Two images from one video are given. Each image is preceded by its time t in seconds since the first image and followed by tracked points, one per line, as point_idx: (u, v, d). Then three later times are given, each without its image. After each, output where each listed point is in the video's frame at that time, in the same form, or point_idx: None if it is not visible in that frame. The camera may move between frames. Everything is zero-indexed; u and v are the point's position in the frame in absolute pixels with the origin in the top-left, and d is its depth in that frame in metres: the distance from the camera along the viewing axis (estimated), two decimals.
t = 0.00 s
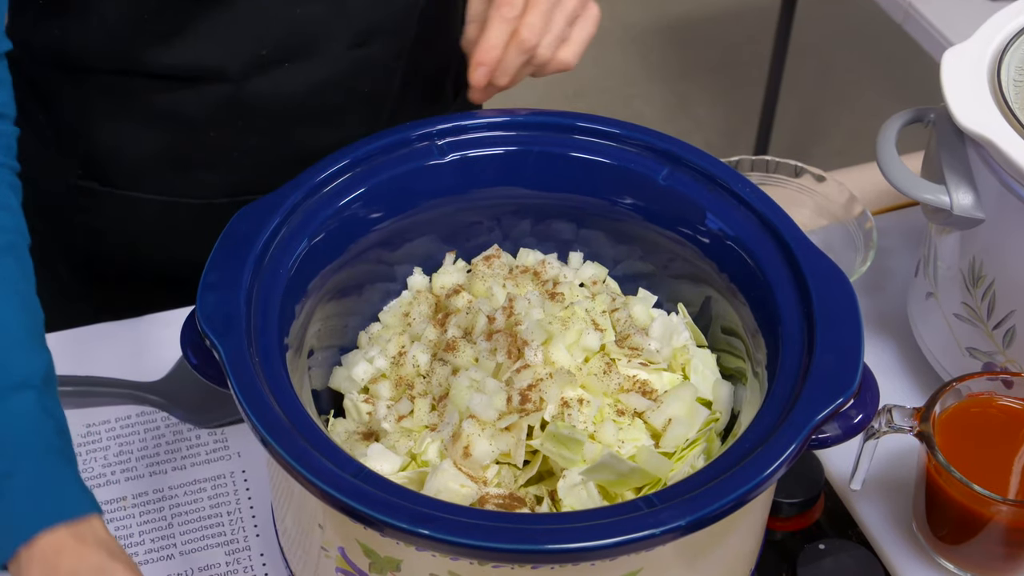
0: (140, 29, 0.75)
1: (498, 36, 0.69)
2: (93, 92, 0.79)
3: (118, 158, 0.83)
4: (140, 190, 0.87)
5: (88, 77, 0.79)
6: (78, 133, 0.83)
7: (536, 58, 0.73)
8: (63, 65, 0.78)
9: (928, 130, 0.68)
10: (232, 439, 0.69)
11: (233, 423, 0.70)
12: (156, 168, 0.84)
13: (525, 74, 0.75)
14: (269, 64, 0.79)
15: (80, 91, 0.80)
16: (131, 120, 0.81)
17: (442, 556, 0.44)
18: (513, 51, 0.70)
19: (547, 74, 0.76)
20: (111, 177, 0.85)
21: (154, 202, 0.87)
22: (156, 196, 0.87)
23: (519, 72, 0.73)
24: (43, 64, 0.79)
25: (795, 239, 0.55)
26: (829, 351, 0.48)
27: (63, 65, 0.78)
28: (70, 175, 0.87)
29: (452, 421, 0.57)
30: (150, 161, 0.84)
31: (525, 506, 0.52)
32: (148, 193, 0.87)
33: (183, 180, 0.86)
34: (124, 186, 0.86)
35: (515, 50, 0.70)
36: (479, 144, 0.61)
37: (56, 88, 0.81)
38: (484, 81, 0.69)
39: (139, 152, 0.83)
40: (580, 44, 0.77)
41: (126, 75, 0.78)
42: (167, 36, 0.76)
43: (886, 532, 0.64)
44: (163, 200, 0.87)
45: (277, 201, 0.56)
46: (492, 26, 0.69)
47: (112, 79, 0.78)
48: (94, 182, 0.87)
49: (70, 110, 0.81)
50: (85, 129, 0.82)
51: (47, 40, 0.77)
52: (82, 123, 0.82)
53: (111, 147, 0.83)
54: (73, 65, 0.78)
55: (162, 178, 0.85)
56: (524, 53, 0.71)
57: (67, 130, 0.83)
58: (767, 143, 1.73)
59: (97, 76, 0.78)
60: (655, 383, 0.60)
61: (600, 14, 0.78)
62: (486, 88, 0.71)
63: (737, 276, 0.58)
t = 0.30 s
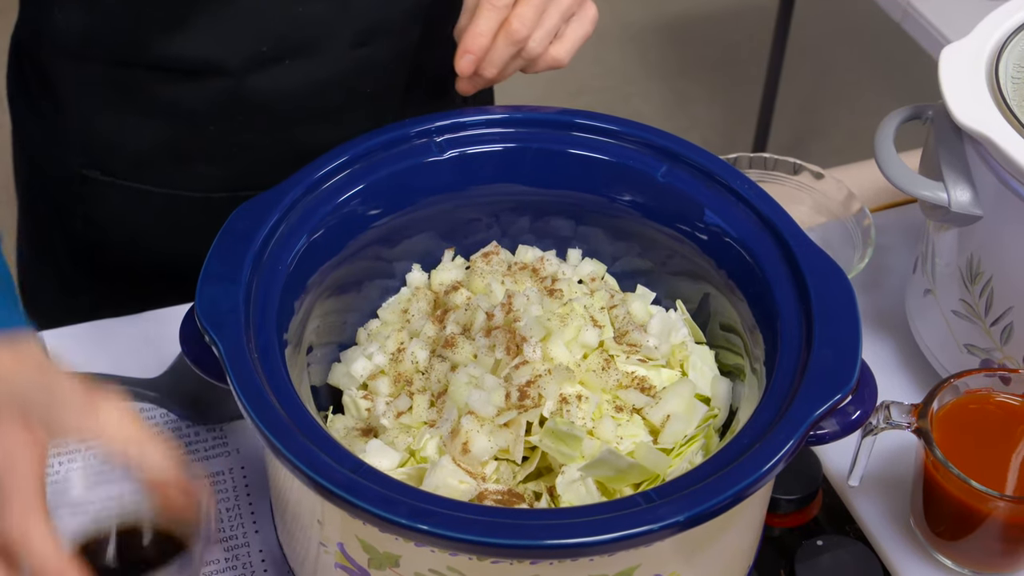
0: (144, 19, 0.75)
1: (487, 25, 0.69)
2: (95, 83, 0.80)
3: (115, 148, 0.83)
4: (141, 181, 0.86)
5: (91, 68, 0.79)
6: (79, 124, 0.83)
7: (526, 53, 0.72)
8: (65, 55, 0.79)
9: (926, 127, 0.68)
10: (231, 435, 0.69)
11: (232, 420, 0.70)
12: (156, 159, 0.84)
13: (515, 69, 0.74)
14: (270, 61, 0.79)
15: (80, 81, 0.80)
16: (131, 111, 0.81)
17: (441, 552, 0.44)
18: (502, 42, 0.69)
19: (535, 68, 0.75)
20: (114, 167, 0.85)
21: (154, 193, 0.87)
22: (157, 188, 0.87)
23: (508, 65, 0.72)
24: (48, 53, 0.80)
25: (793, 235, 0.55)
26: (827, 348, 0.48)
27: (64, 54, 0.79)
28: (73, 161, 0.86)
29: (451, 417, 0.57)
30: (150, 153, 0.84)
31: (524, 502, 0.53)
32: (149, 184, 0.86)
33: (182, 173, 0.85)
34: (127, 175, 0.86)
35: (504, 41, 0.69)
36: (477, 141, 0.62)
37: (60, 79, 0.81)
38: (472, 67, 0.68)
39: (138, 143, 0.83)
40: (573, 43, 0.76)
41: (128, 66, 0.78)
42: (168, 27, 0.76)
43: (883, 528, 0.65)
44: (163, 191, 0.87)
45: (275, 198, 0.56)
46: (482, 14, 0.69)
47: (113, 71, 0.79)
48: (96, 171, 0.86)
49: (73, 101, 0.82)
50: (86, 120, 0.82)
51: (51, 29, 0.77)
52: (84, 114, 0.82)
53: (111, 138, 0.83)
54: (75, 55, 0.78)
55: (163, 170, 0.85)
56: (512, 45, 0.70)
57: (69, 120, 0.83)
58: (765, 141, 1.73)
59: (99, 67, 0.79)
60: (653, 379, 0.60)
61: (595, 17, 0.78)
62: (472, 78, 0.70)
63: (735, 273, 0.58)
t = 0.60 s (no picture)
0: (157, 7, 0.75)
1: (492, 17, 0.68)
2: (110, 69, 0.80)
3: (130, 137, 0.84)
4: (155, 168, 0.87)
5: (107, 54, 0.79)
6: (96, 110, 0.84)
7: (532, 49, 0.72)
8: (81, 40, 0.79)
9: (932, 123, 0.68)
10: (235, 429, 0.70)
11: (236, 414, 0.71)
12: (168, 147, 0.85)
13: (520, 64, 0.73)
14: (283, 50, 0.79)
15: (94, 67, 0.81)
16: (143, 100, 0.81)
17: (446, 545, 0.45)
18: (508, 34, 0.69)
19: (539, 67, 0.75)
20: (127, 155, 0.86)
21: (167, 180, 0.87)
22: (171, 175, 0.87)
23: (512, 60, 0.72)
24: (67, 37, 0.80)
25: (798, 231, 0.55)
26: (832, 343, 0.48)
27: (80, 37, 0.79)
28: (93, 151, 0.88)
29: (456, 411, 0.57)
30: (161, 140, 0.84)
31: (528, 496, 0.53)
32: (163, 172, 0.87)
33: (193, 160, 0.86)
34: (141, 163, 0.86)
35: (508, 34, 0.69)
36: (483, 135, 0.62)
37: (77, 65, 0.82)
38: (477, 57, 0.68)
39: (151, 130, 0.83)
40: (578, 42, 0.76)
41: (140, 55, 0.78)
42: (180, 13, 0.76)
43: (887, 524, 0.65)
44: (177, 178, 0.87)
45: (281, 192, 0.56)
46: (486, 8, 0.69)
47: (127, 57, 0.79)
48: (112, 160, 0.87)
49: (90, 87, 0.82)
50: (100, 106, 0.83)
51: (71, 13, 0.78)
52: (99, 100, 0.83)
53: (123, 125, 0.83)
54: (91, 40, 0.79)
55: (174, 159, 0.86)
56: (518, 39, 0.69)
57: (87, 106, 0.84)
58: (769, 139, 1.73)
59: (113, 54, 0.79)
60: (658, 374, 0.61)
61: (604, 20, 0.79)
62: (476, 70, 0.70)
63: (740, 269, 0.58)
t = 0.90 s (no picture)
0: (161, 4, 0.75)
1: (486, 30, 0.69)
2: (115, 64, 0.80)
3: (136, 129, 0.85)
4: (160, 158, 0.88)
5: (111, 49, 0.79)
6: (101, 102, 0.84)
7: (531, 59, 0.72)
8: (91, 36, 0.79)
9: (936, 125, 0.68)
10: (240, 428, 0.70)
11: (242, 413, 0.71)
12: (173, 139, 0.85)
13: (520, 74, 0.73)
14: (287, 47, 0.79)
15: (102, 63, 0.80)
16: (150, 97, 0.81)
17: (451, 545, 0.45)
18: (505, 46, 0.69)
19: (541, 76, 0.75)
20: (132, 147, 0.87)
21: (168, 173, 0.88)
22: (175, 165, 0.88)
23: (511, 70, 0.72)
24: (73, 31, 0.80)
25: (803, 233, 0.55)
26: (837, 344, 0.49)
27: (88, 32, 0.79)
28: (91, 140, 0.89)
29: (461, 411, 0.57)
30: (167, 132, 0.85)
31: (533, 496, 0.53)
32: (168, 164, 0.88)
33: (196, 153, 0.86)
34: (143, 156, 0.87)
35: (504, 46, 0.69)
36: (488, 136, 0.62)
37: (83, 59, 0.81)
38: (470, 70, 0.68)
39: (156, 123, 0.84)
40: (579, 50, 0.76)
41: (149, 51, 0.78)
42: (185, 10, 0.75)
43: (891, 524, 0.65)
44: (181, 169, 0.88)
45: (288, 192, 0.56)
46: (481, 18, 0.69)
47: (131, 52, 0.79)
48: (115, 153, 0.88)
49: (95, 81, 0.82)
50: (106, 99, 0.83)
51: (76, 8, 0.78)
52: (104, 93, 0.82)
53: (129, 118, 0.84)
54: (96, 35, 0.78)
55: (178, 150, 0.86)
56: (514, 50, 0.69)
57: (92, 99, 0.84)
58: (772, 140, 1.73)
59: (117, 49, 0.79)
60: (663, 374, 0.61)
61: (607, 26, 0.78)
62: (473, 81, 0.70)
63: (745, 270, 0.58)
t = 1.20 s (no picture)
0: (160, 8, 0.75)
1: (479, 36, 0.69)
2: (112, 69, 0.80)
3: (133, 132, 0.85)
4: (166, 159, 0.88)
5: (109, 53, 0.79)
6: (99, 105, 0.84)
7: (525, 63, 0.72)
8: (87, 37, 0.79)
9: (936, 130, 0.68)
10: (241, 433, 0.70)
11: (242, 417, 0.71)
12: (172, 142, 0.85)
13: (513, 78, 0.73)
14: (285, 52, 0.80)
15: (98, 65, 0.80)
16: (147, 101, 0.81)
17: (452, 549, 0.45)
18: (497, 52, 0.69)
19: (535, 79, 0.75)
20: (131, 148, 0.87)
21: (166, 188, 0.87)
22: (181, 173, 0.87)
23: (504, 75, 0.72)
24: (70, 35, 0.80)
25: (803, 238, 0.55)
26: (837, 349, 0.49)
27: (86, 37, 0.79)
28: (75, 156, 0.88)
29: (461, 415, 0.58)
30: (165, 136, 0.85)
31: (533, 500, 0.53)
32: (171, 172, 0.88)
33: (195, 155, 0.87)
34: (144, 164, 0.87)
35: (497, 50, 0.69)
36: (489, 141, 0.62)
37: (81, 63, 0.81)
38: (463, 76, 0.68)
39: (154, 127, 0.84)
40: (573, 54, 0.76)
41: (147, 54, 0.78)
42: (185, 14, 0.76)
43: (890, 528, 0.65)
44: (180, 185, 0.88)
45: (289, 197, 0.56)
46: (474, 24, 0.69)
47: (129, 57, 0.79)
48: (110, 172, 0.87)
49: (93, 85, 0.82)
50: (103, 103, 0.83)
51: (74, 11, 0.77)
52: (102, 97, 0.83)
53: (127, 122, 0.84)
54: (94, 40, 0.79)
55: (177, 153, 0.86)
56: (506, 54, 0.69)
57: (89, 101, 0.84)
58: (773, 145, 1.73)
59: (115, 54, 0.79)
60: (663, 379, 0.61)
61: (600, 27, 0.78)
62: (466, 86, 0.71)
63: (745, 275, 0.59)
